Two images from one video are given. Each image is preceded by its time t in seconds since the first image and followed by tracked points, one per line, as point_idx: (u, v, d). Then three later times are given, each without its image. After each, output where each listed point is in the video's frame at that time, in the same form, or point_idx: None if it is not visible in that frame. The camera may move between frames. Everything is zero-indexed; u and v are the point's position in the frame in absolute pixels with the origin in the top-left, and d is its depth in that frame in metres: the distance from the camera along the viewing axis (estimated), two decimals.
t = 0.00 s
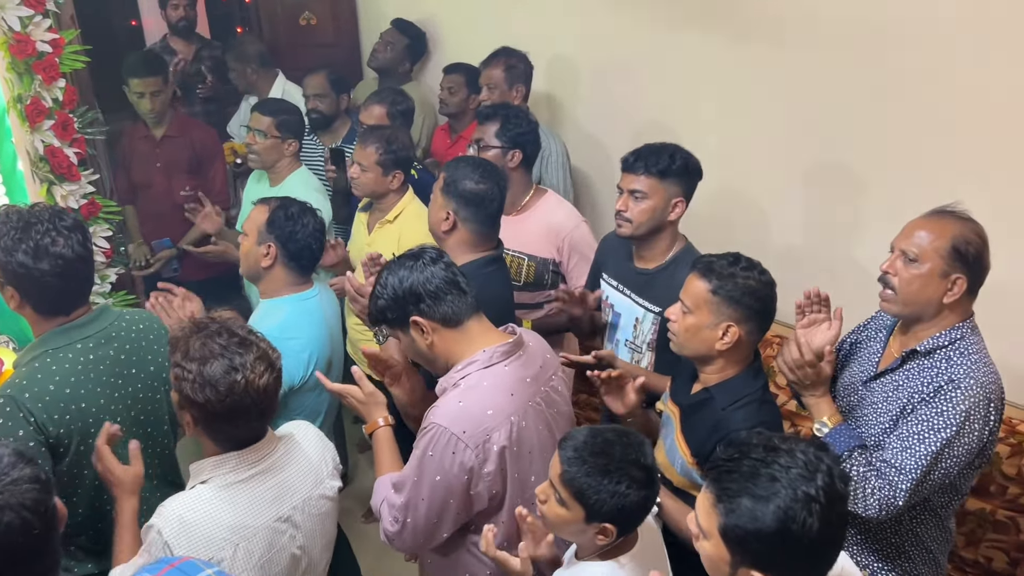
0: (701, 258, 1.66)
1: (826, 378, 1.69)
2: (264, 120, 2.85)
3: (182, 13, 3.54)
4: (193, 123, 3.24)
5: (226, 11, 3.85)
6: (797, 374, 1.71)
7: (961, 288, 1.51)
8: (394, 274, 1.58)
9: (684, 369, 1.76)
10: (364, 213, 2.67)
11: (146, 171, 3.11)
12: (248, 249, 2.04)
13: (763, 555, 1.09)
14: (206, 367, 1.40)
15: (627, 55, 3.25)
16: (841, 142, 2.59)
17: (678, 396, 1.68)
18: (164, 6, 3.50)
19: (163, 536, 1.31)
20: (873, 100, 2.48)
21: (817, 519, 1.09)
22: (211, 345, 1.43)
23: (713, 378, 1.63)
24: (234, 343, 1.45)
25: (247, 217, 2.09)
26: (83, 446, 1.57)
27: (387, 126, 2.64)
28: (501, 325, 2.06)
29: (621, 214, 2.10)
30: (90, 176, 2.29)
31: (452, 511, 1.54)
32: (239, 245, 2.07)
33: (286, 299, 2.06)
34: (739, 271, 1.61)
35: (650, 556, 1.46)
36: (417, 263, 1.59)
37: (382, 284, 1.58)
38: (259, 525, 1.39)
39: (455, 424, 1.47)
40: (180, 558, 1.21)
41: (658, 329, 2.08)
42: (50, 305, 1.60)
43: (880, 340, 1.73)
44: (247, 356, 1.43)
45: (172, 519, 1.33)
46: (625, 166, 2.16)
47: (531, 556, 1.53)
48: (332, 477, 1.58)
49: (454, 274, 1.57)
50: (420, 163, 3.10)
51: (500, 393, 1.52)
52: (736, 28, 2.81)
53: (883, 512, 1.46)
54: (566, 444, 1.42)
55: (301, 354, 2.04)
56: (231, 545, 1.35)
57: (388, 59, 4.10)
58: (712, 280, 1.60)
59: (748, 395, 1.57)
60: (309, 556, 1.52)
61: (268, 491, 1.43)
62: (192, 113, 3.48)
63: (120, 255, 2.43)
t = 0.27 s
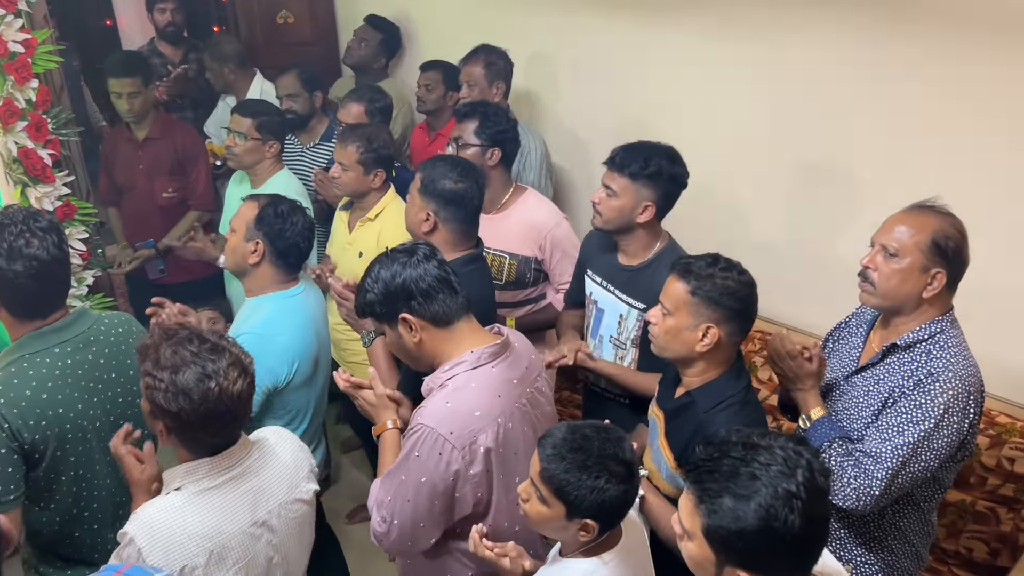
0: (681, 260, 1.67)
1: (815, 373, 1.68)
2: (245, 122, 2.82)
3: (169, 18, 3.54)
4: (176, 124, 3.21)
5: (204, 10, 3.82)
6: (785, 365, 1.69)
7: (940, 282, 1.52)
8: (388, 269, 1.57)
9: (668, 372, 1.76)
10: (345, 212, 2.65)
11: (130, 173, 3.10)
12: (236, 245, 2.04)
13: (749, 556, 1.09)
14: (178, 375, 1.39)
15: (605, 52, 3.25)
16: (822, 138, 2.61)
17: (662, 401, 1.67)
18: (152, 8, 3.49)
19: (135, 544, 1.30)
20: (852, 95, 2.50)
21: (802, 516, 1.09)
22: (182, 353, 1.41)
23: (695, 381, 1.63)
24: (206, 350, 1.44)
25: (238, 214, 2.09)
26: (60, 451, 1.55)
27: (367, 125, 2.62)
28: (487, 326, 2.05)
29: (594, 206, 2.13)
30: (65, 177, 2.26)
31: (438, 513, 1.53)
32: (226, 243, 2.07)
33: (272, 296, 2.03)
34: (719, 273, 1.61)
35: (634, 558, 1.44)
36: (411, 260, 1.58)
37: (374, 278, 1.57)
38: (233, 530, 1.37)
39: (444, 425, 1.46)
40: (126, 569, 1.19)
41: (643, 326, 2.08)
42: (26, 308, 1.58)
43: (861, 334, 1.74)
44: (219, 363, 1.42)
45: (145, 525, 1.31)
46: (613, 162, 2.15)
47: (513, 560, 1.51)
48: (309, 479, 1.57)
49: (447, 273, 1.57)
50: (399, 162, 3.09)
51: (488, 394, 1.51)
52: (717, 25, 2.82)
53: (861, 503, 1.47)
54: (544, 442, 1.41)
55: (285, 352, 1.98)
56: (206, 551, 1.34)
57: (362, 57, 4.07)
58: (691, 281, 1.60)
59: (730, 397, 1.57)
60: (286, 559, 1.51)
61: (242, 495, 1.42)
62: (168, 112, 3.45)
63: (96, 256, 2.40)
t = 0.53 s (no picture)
0: (660, 267, 1.67)
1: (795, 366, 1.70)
2: (220, 124, 2.80)
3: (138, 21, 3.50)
4: (157, 124, 3.17)
5: (180, 10, 3.79)
6: (766, 359, 1.71)
7: (922, 276, 1.53)
8: (395, 261, 1.56)
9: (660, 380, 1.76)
10: (325, 212, 2.63)
11: (111, 175, 3.08)
12: (222, 244, 2.02)
13: (725, 548, 1.08)
14: (156, 382, 1.37)
15: (584, 48, 3.25)
16: (804, 134, 2.63)
17: (655, 407, 1.68)
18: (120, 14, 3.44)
19: (106, 550, 1.28)
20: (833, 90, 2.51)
21: (771, 503, 1.09)
22: (159, 359, 1.40)
23: (681, 388, 1.64)
24: (183, 355, 1.42)
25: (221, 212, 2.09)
26: (37, 457, 1.53)
27: (346, 125, 2.61)
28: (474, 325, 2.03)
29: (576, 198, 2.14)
30: (41, 179, 2.23)
31: (418, 513, 1.52)
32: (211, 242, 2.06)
33: (261, 294, 2.02)
34: (697, 280, 1.60)
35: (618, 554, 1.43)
36: (418, 257, 1.57)
37: (375, 269, 1.56)
38: (208, 535, 1.36)
39: (429, 424, 1.46)
40: None
41: (624, 321, 2.07)
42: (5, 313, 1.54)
43: (844, 328, 1.75)
44: (198, 369, 1.40)
45: (117, 535, 1.30)
46: (600, 157, 2.15)
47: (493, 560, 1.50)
48: (285, 482, 1.56)
49: (449, 275, 1.56)
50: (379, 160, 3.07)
51: (475, 395, 1.51)
52: (697, 21, 2.83)
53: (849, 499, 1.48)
54: (527, 439, 1.41)
55: (278, 348, 1.95)
56: (180, 557, 1.33)
57: (338, 55, 4.08)
58: (670, 288, 1.59)
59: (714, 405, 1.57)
60: (264, 562, 1.50)
61: (217, 499, 1.40)
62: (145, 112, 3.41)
63: (74, 259, 2.37)
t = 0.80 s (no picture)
0: (651, 258, 1.66)
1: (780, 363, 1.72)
2: (197, 122, 2.78)
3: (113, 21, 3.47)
4: (133, 125, 3.13)
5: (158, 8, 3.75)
6: (751, 358, 1.73)
7: (908, 271, 1.53)
8: (387, 260, 1.52)
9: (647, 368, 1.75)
10: (308, 211, 2.61)
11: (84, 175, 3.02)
12: (205, 244, 2.02)
13: (724, 538, 1.07)
14: (128, 384, 1.36)
15: (566, 44, 3.24)
16: (787, 129, 2.63)
17: (641, 396, 1.67)
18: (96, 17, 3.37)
19: (83, 554, 1.26)
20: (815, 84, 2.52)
21: (766, 492, 1.09)
22: (133, 361, 1.38)
23: (672, 377, 1.63)
24: (157, 356, 1.40)
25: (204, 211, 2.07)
26: (15, 463, 1.51)
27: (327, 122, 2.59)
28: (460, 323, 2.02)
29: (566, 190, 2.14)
30: (17, 180, 2.20)
31: (395, 514, 1.51)
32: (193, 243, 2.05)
33: (246, 291, 2.00)
34: (690, 270, 1.60)
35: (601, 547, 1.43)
36: (412, 258, 1.54)
37: (366, 263, 1.53)
38: (186, 537, 1.34)
39: (402, 423, 1.44)
40: None
41: (612, 315, 2.07)
42: None
43: (830, 322, 1.75)
44: (172, 371, 1.39)
45: (92, 536, 1.28)
46: (588, 151, 2.14)
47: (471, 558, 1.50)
48: (265, 485, 1.54)
49: (439, 278, 1.55)
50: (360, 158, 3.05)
51: (449, 395, 1.49)
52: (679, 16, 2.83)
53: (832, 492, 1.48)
54: (513, 438, 1.40)
55: (263, 347, 1.93)
56: (158, 560, 1.31)
57: (320, 55, 4.05)
58: (663, 279, 1.59)
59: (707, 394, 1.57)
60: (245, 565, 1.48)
61: (195, 501, 1.39)
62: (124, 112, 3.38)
63: (52, 261, 2.33)
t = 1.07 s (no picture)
0: (639, 249, 1.65)
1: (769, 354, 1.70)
2: (172, 121, 2.75)
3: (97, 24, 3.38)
4: (107, 125, 3.12)
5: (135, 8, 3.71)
6: (744, 347, 1.70)
7: (893, 265, 1.53)
8: (378, 261, 1.51)
9: (628, 357, 1.75)
10: (288, 211, 2.59)
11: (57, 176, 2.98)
12: (184, 248, 2.00)
13: (710, 535, 1.07)
14: (106, 388, 1.33)
15: (547, 41, 3.23)
16: (768, 125, 2.64)
17: (624, 387, 1.67)
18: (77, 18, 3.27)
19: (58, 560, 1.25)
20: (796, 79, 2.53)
21: (753, 488, 1.09)
22: (110, 364, 1.36)
23: (657, 369, 1.62)
24: (135, 360, 1.38)
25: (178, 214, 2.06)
26: None
27: (308, 121, 2.57)
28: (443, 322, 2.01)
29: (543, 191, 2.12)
30: None
31: (370, 514, 1.50)
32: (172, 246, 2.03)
33: (229, 294, 1.98)
34: (677, 262, 1.59)
35: (589, 543, 1.43)
36: (401, 261, 1.53)
37: (355, 260, 1.51)
38: (164, 544, 1.33)
39: (376, 424, 1.43)
40: None
41: (594, 313, 2.07)
42: None
43: (815, 316, 1.75)
44: (150, 375, 1.37)
45: (68, 544, 1.26)
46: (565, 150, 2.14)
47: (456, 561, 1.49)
48: (248, 486, 1.52)
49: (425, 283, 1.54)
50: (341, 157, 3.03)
51: (428, 396, 1.49)
52: (660, 13, 2.83)
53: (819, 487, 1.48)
54: (501, 437, 1.40)
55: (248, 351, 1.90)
56: (135, 566, 1.30)
57: (308, 57, 3.99)
58: (650, 271, 1.58)
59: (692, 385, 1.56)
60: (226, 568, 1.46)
61: (174, 506, 1.37)
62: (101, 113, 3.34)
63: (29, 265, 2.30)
